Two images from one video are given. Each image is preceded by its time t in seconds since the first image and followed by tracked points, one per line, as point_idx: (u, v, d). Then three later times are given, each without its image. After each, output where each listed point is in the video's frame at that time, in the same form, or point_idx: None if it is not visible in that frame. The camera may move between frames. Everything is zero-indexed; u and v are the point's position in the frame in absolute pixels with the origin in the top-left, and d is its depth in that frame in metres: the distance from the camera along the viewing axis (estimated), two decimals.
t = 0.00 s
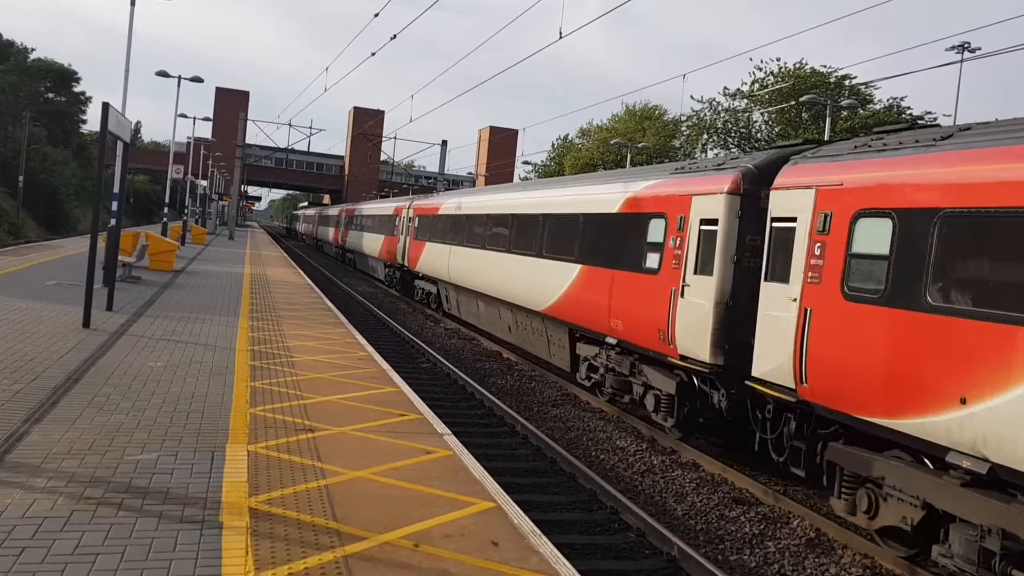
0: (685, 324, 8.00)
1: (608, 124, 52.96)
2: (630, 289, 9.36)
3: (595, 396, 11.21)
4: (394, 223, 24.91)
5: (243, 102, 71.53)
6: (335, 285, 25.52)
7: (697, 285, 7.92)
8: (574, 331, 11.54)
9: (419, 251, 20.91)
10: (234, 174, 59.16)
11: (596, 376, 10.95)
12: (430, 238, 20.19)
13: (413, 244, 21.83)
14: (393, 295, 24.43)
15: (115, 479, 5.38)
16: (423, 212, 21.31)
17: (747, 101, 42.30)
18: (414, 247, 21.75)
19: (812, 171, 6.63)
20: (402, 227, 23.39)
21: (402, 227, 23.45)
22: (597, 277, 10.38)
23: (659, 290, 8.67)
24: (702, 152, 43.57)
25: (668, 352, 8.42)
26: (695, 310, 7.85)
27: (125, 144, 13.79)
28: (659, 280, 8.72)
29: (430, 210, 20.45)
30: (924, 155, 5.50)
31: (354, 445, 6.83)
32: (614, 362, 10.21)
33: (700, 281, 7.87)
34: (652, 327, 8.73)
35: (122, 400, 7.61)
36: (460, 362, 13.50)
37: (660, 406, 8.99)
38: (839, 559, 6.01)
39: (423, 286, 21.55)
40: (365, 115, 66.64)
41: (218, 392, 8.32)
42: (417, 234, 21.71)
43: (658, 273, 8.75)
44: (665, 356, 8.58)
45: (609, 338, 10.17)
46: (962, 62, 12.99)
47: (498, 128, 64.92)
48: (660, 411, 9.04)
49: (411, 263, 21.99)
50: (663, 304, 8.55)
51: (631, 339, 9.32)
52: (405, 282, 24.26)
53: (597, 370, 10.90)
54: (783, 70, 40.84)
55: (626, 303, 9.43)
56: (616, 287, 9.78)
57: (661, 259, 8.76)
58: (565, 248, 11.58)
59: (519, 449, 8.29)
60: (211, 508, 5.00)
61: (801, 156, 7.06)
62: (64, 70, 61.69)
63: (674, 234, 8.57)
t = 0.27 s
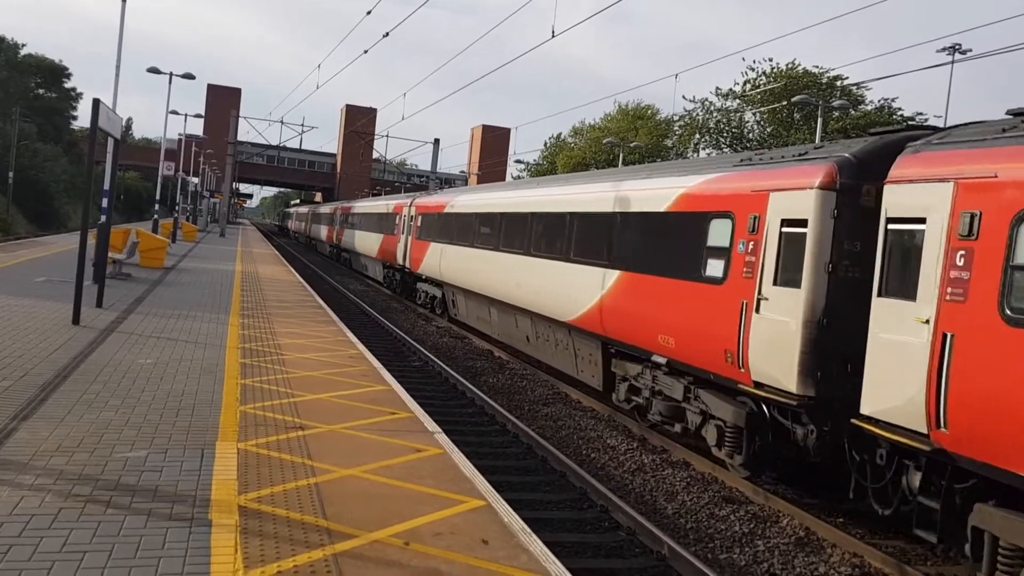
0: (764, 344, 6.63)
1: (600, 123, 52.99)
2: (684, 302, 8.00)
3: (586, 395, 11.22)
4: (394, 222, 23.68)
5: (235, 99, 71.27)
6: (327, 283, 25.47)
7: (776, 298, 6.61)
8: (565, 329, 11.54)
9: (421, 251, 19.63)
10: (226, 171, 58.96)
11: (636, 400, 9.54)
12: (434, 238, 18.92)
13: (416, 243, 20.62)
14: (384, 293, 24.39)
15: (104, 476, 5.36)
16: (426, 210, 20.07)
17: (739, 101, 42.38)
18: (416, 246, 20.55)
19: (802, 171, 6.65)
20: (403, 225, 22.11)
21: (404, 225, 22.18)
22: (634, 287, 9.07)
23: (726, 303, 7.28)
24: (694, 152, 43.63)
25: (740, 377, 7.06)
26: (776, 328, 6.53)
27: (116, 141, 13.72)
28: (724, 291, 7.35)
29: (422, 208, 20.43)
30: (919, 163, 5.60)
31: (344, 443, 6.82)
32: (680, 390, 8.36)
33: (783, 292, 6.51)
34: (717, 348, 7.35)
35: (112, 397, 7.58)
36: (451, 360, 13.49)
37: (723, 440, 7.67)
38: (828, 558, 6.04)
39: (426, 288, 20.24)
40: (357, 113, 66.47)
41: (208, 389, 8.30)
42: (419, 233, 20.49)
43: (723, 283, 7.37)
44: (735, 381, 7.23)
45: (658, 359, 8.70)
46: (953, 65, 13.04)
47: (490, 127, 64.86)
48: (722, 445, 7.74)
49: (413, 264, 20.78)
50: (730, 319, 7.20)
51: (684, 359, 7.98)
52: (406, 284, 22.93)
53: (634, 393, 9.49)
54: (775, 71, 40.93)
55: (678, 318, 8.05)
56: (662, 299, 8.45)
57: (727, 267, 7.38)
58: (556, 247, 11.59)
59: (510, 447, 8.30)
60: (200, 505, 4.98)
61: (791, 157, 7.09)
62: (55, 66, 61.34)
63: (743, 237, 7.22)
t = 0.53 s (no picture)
0: (892, 377, 5.10)
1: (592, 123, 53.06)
2: (775, 321, 6.38)
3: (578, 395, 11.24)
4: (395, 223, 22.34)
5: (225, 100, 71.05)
6: (318, 284, 25.41)
7: (901, 319, 5.13)
8: (556, 329, 11.55)
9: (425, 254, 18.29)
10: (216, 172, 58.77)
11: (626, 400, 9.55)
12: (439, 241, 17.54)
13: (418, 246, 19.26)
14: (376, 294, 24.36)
15: (94, 479, 5.33)
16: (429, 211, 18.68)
17: (729, 101, 42.51)
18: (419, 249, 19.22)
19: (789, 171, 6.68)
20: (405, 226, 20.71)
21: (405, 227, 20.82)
22: (676, 302, 7.84)
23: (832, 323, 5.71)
24: (685, 152, 43.74)
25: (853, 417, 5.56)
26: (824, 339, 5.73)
27: (105, 141, 13.65)
28: (830, 308, 5.76)
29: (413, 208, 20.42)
30: (888, 160, 5.60)
31: (336, 444, 6.80)
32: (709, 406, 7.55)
33: (907, 309, 5.07)
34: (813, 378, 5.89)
35: (102, 399, 7.54)
36: (442, 361, 13.48)
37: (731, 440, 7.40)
38: (820, 557, 6.06)
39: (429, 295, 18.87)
40: (348, 114, 66.36)
41: (198, 391, 8.27)
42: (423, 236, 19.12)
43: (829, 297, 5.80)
44: (842, 419, 5.75)
45: (728, 387, 7.11)
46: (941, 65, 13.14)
47: (481, 127, 64.87)
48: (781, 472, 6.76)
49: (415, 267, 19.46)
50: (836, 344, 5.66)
51: (714, 371, 7.19)
52: (406, 288, 21.51)
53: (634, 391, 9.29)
54: (765, 71, 41.08)
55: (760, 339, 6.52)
56: (734, 316, 6.90)
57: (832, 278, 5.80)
58: (546, 247, 11.60)
59: (501, 447, 8.29)
60: (191, 507, 4.97)
61: (779, 157, 7.12)
62: (43, 66, 61.00)
63: (784, 240, 6.42)
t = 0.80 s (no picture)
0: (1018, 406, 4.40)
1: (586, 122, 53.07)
2: (849, 335, 5.65)
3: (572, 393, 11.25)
4: (400, 222, 21.05)
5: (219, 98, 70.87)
6: (313, 283, 25.37)
7: (988, 333, 4.65)
8: (551, 328, 11.56)
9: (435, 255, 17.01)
10: (210, 171, 58.62)
11: (621, 397, 9.58)
12: (449, 241, 16.32)
13: (426, 246, 17.98)
14: (370, 293, 24.34)
15: (88, 478, 5.32)
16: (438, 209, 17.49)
17: (724, 100, 42.56)
18: (427, 250, 17.93)
19: (783, 170, 6.71)
20: (412, 226, 19.40)
21: (412, 226, 19.51)
22: (703, 313, 7.34)
23: (930, 341, 5.02)
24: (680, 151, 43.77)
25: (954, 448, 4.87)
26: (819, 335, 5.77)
27: (99, 140, 13.61)
28: (928, 322, 5.05)
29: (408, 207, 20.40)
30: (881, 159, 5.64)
31: (331, 444, 6.80)
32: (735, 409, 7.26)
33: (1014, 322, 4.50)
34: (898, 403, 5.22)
35: (95, 398, 7.52)
36: (437, 359, 13.49)
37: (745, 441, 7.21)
38: (814, 554, 6.07)
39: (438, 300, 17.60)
40: (342, 112, 66.24)
41: (192, 390, 8.25)
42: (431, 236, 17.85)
43: (924, 310, 5.11)
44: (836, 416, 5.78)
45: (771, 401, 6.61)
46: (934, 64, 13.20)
47: (476, 125, 64.83)
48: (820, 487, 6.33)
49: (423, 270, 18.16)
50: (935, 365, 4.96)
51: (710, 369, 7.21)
52: (412, 292, 20.34)
53: (637, 394, 9.18)
54: (759, 70, 41.14)
55: (827, 356, 5.81)
56: (793, 328, 6.19)
57: (927, 288, 5.12)
58: (540, 246, 11.62)
59: (496, 446, 8.30)
60: (185, 507, 4.96)
61: (773, 156, 7.15)
62: (36, 65, 60.75)
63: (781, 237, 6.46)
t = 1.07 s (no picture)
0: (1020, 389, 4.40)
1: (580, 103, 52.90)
2: (849, 316, 5.65)
3: (569, 376, 11.28)
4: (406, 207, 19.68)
5: (210, 84, 70.41)
6: (308, 269, 25.33)
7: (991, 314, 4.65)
8: (547, 311, 11.57)
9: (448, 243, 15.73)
10: (203, 157, 58.32)
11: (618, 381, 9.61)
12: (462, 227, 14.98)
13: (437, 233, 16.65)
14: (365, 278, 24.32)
15: (86, 469, 5.32)
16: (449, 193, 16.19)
17: (717, 80, 42.42)
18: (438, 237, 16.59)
19: (778, 151, 6.70)
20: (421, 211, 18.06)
21: (421, 212, 18.15)
22: (701, 296, 7.34)
23: (927, 321, 5.03)
24: (674, 132, 43.65)
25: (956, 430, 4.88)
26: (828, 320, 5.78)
27: (90, 128, 13.51)
28: (928, 301, 5.05)
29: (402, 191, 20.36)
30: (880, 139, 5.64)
31: (329, 430, 6.82)
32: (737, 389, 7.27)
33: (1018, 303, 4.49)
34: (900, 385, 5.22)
35: (92, 388, 7.52)
36: (433, 344, 13.50)
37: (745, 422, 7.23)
38: (811, 533, 6.12)
39: (449, 292, 16.36)
40: (335, 96, 65.88)
41: (189, 379, 8.25)
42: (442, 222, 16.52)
43: (926, 292, 5.10)
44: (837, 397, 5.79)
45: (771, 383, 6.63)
46: (927, 43, 13.14)
47: (469, 108, 64.59)
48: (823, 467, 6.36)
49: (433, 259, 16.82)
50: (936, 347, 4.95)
51: (709, 351, 7.21)
52: (421, 283, 19.13)
53: (634, 376, 9.19)
54: (753, 49, 40.98)
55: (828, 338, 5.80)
56: (793, 310, 6.18)
57: (930, 267, 5.11)
58: (535, 229, 11.61)
59: (494, 430, 8.32)
60: (184, 496, 4.97)
61: (768, 136, 7.12)
62: (25, 51, 60.18)
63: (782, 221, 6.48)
